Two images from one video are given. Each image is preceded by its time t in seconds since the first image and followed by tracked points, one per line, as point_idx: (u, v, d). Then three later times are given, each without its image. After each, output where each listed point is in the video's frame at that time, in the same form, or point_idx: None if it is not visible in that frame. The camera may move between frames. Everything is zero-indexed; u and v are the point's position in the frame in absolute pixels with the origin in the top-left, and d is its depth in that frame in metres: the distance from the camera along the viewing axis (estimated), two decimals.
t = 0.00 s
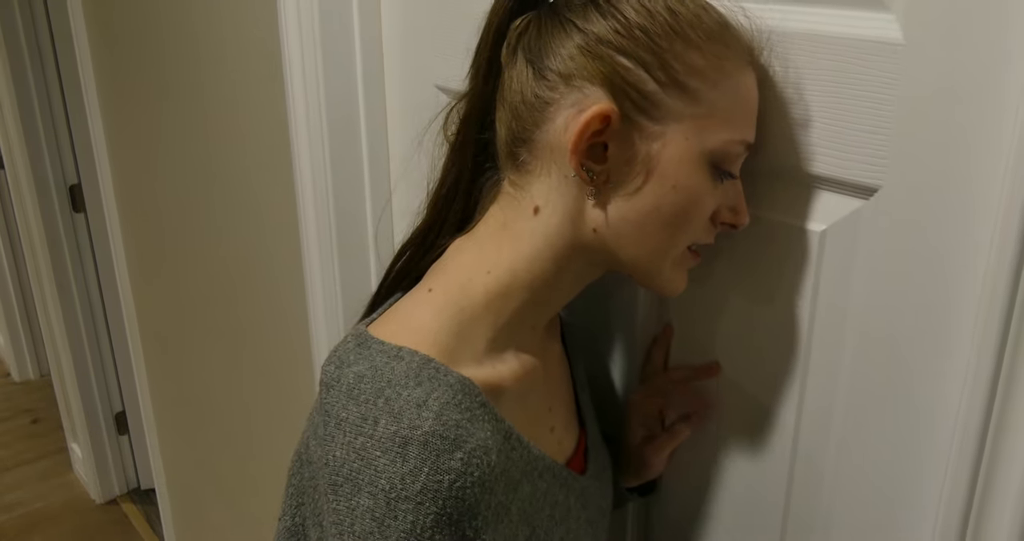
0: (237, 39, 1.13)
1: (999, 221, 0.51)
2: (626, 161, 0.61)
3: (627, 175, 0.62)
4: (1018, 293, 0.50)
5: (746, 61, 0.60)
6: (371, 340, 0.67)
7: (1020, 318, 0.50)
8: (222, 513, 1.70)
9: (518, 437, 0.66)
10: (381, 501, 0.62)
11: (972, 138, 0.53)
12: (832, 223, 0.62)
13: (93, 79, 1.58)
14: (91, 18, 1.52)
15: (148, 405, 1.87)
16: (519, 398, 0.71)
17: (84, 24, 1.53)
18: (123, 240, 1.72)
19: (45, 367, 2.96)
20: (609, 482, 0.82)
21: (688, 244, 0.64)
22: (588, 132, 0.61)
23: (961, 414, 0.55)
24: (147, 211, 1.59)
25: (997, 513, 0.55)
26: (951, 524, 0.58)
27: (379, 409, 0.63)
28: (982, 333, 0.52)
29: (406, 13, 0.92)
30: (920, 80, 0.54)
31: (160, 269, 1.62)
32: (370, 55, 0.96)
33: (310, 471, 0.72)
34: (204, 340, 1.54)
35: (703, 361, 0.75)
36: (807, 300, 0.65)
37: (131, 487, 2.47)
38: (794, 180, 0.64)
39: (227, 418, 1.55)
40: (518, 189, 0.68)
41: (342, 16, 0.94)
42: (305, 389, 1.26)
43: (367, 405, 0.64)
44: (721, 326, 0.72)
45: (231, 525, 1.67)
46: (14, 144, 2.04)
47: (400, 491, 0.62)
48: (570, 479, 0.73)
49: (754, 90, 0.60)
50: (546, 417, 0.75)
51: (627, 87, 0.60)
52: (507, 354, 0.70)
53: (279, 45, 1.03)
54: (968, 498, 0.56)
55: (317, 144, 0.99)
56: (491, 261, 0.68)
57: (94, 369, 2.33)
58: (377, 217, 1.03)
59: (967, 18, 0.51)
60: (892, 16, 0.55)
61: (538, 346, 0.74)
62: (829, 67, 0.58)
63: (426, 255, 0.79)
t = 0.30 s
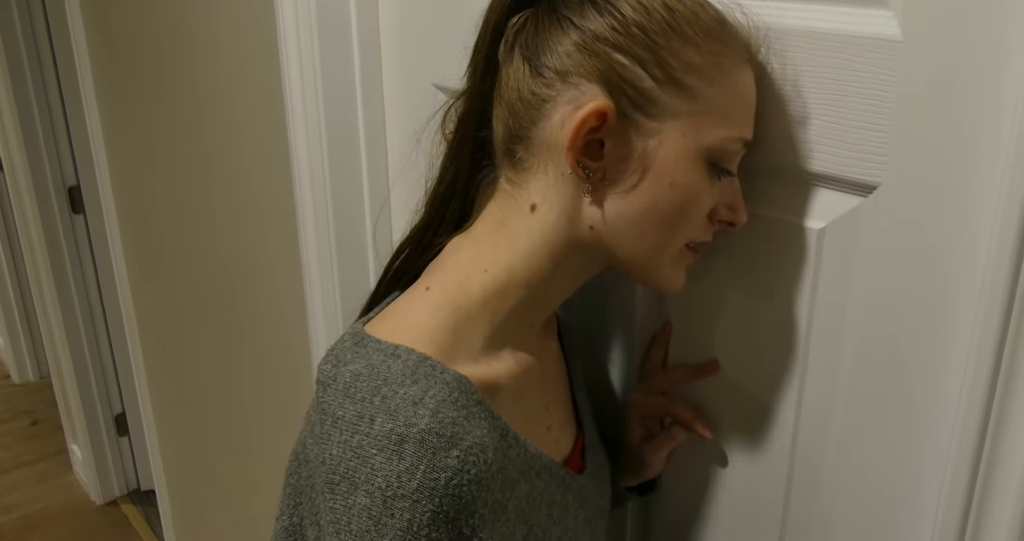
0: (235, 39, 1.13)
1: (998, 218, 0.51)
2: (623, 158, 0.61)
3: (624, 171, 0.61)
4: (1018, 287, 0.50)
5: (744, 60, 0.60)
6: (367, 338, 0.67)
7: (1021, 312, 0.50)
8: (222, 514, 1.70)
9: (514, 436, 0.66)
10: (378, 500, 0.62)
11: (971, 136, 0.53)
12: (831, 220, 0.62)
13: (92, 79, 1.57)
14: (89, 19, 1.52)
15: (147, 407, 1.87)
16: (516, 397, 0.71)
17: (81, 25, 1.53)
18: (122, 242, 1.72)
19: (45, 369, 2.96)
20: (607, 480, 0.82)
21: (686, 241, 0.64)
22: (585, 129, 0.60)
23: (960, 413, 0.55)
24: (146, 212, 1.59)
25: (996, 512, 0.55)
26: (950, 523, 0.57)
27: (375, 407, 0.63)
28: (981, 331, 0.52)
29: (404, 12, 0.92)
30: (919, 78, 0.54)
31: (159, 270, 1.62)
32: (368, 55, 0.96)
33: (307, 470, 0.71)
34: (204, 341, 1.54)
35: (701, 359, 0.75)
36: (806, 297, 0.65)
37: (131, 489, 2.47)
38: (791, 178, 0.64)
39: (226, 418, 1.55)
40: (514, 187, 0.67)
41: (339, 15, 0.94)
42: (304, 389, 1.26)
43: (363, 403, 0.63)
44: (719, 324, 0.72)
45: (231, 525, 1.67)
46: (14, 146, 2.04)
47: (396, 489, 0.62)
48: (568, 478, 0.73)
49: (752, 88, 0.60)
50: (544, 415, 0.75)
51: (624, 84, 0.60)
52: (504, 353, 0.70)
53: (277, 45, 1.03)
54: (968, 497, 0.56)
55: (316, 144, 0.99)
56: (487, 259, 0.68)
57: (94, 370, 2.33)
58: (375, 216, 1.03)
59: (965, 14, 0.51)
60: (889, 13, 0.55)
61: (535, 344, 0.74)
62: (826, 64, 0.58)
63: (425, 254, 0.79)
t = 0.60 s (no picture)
0: (234, 39, 1.13)
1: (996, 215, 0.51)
2: (622, 154, 0.61)
3: (624, 167, 0.61)
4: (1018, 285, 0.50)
5: (743, 57, 0.60)
6: (366, 338, 0.67)
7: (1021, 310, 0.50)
8: (222, 513, 1.70)
9: (514, 436, 0.66)
10: (376, 499, 0.62)
11: (970, 133, 0.52)
12: (830, 217, 0.62)
13: (91, 79, 1.57)
14: (87, 18, 1.51)
15: (147, 406, 1.87)
16: (515, 396, 0.71)
17: (80, 24, 1.53)
18: (121, 241, 1.71)
19: (45, 368, 2.95)
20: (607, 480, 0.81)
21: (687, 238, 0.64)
22: (584, 124, 0.60)
23: (960, 412, 0.55)
24: (145, 211, 1.58)
25: (996, 511, 0.55)
26: (950, 523, 0.57)
27: (373, 407, 0.63)
28: (981, 330, 0.52)
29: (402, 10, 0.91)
30: (918, 75, 0.54)
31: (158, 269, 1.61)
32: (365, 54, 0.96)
33: (305, 469, 0.71)
34: (203, 340, 1.54)
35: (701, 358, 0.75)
36: (806, 295, 0.65)
37: (131, 488, 2.47)
38: (790, 175, 0.63)
39: (226, 417, 1.54)
40: (513, 183, 0.67)
41: (337, 13, 0.94)
42: (303, 388, 1.26)
43: (362, 403, 0.63)
44: (720, 322, 0.72)
45: (231, 524, 1.67)
46: (13, 145, 2.04)
47: (395, 489, 0.61)
48: (567, 477, 0.73)
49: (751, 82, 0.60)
50: (543, 414, 0.75)
51: (623, 79, 0.60)
52: (503, 351, 0.69)
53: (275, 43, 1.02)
54: (967, 496, 0.56)
55: (314, 143, 0.99)
56: (487, 258, 0.68)
57: (94, 369, 2.33)
58: (373, 215, 1.02)
59: (965, 10, 0.51)
60: (888, 9, 0.55)
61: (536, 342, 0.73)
62: (825, 61, 0.58)
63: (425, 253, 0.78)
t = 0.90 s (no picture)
0: (234, 39, 1.13)
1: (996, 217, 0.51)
2: (606, 160, 0.61)
3: (611, 171, 0.61)
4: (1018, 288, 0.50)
5: (722, 37, 0.59)
6: (376, 334, 0.67)
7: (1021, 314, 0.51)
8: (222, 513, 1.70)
9: (522, 433, 0.66)
10: (387, 495, 0.62)
11: (970, 136, 0.53)
12: (831, 216, 0.62)
13: (91, 80, 1.57)
14: (87, 18, 1.51)
15: (147, 407, 1.87)
16: (522, 395, 0.71)
17: (80, 24, 1.53)
18: (121, 242, 1.71)
19: (44, 369, 2.95)
20: (611, 479, 0.81)
21: (696, 228, 0.63)
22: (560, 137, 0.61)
23: (960, 413, 0.55)
24: (145, 212, 1.59)
25: (996, 511, 0.55)
26: (951, 522, 0.58)
27: (384, 403, 0.63)
28: (981, 333, 0.52)
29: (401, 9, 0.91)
30: (920, 74, 0.54)
31: (159, 269, 1.62)
32: (365, 51, 0.96)
33: (315, 465, 0.72)
34: (204, 340, 1.54)
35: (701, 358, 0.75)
36: (807, 292, 0.65)
37: (131, 488, 2.47)
38: (791, 174, 0.64)
39: (227, 417, 1.55)
40: (509, 191, 0.68)
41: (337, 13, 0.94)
42: (304, 387, 1.26)
43: (372, 399, 0.64)
44: (721, 320, 0.72)
45: (232, 524, 1.67)
46: (12, 145, 2.04)
47: (406, 485, 0.62)
48: (572, 476, 0.73)
49: (742, 58, 0.59)
50: (550, 413, 0.75)
51: (593, 84, 0.60)
52: (511, 350, 0.69)
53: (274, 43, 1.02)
54: (967, 495, 0.56)
55: (313, 143, 0.99)
56: (491, 259, 0.68)
57: (93, 369, 2.33)
58: (373, 216, 1.02)
59: (966, 9, 0.51)
60: (889, 8, 0.55)
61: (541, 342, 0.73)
62: (826, 60, 0.58)
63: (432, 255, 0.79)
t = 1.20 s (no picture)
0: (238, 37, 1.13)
1: (999, 217, 0.50)
2: (588, 174, 0.61)
3: (595, 183, 0.61)
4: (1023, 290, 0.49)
5: (692, 35, 0.56)
6: (378, 339, 0.67)
7: None
8: (223, 510, 1.70)
9: (526, 437, 0.66)
10: (388, 504, 0.62)
11: (974, 131, 0.51)
12: (836, 211, 0.61)
13: (91, 77, 1.57)
14: (87, 15, 1.51)
15: (147, 404, 1.87)
16: (525, 396, 0.71)
17: (80, 21, 1.53)
18: (121, 238, 1.71)
19: (45, 365, 2.95)
20: (615, 477, 0.82)
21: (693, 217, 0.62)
22: (540, 157, 0.60)
23: (962, 418, 0.54)
24: (145, 209, 1.58)
25: (1000, 514, 0.54)
26: (953, 524, 0.57)
27: (386, 411, 0.63)
28: (984, 337, 0.51)
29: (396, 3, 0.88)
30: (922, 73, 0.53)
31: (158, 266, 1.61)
32: (365, 49, 0.91)
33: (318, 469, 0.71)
34: (203, 336, 1.54)
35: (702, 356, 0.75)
36: (806, 294, 0.64)
37: (131, 484, 2.47)
38: (794, 173, 0.63)
39: (228, 415, 1.55)
40: (499, 201, 0.67)
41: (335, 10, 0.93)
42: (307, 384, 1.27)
43: (374, 406, 0.63)
44: (722, 320, 0.71)
45: (233, 521, 1.67)
46: (11, 141, 2.03)
47: (407, 494, 0.61)
48: (577, 475, 0.73)
49: (725, 52, 0.57)
50: (553, 415, 0.75)
51: (564, 102, 0.59)
52: (513, 351, 0.69)
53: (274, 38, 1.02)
54: (970, 498, 0.55)
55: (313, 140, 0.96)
56: (492, 263, 0.67)
57: (93, 366, 2.32)
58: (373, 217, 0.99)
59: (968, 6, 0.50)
60: (891, 5, 0.54)
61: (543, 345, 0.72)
62: (828, 58, 0.57)
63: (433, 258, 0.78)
